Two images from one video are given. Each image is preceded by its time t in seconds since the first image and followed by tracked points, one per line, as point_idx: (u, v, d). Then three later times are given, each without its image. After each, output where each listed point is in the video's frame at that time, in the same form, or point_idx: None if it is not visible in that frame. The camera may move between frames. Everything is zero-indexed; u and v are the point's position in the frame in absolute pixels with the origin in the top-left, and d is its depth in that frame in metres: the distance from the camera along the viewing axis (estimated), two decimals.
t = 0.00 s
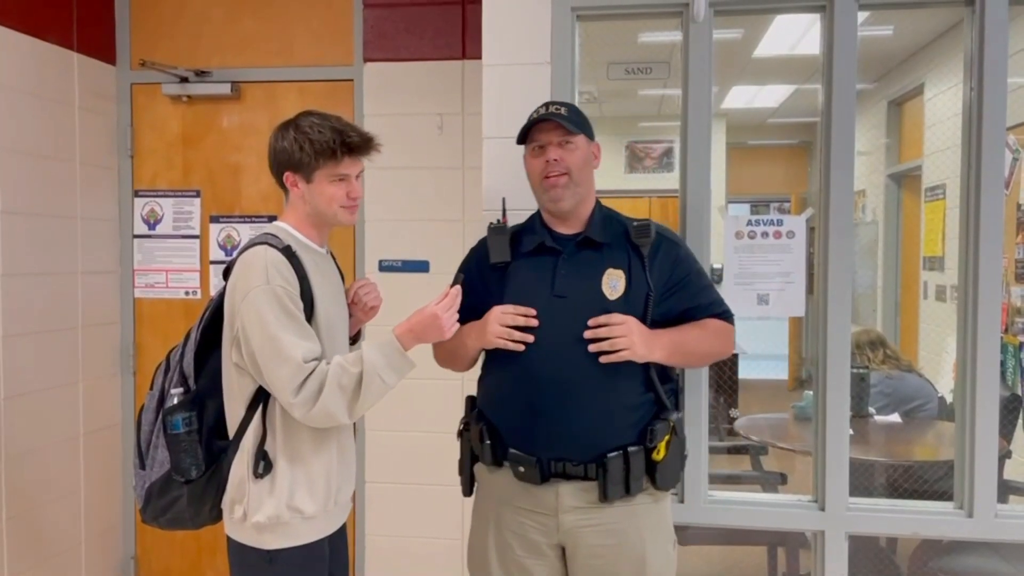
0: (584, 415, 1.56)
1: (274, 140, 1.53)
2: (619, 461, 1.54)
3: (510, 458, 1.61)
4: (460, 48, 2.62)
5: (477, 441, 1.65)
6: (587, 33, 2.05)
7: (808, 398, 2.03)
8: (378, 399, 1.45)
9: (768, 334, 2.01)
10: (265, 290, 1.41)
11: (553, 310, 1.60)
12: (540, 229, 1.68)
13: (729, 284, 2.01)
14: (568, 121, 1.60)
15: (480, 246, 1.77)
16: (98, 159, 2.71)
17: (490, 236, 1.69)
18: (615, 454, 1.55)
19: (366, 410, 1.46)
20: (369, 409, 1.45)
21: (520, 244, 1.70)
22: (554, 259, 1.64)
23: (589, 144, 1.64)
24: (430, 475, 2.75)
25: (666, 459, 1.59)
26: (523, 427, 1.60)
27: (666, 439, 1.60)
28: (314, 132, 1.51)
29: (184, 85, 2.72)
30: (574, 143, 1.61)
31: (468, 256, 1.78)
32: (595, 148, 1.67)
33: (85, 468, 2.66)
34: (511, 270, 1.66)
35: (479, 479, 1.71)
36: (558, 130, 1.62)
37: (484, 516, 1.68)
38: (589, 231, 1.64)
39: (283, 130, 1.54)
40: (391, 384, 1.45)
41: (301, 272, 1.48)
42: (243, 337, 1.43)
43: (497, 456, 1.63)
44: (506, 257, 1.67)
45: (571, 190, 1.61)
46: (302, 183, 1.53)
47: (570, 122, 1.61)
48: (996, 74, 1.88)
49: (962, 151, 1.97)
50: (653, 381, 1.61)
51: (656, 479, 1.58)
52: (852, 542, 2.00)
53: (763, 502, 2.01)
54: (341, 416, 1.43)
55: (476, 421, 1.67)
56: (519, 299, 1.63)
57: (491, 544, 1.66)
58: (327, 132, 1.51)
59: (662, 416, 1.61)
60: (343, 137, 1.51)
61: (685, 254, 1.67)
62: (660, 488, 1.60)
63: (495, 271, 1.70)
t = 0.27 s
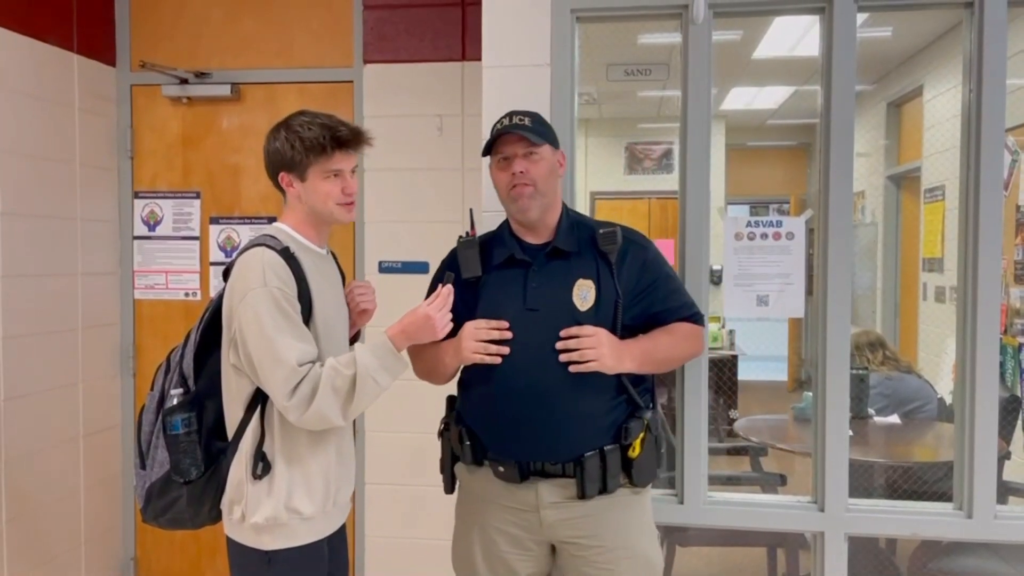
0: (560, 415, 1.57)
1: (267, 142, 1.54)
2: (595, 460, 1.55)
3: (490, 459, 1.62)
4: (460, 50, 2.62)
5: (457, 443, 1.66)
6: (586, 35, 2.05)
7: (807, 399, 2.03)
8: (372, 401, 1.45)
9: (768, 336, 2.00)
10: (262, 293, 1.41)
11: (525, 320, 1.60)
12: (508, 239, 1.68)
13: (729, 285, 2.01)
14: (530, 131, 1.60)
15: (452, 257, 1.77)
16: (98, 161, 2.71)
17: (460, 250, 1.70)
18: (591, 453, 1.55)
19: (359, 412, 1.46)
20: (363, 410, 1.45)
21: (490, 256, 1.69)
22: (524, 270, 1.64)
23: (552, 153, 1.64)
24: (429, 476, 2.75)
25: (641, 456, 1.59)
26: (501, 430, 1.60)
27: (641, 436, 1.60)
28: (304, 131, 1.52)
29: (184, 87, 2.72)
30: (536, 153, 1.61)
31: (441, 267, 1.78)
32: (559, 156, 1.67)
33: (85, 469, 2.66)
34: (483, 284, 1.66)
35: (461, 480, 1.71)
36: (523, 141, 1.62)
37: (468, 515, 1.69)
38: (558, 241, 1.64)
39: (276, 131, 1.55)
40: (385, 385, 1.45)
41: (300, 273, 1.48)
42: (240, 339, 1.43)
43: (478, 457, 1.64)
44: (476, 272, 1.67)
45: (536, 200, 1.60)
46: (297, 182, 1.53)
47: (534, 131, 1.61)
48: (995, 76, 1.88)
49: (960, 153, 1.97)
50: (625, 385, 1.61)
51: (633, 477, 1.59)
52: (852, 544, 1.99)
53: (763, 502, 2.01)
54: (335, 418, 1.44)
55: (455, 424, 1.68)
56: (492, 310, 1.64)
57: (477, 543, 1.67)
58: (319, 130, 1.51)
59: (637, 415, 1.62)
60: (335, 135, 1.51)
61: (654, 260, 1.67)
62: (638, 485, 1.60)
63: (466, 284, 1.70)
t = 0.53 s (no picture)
0: (552, 417, 1.56)
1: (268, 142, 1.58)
2: (589, 464, 1.54)
3: (485, 461, 1.62)
4: (460, 52, 2.62)
5: (453, 444, 1.67)
6: (586, 37, 2.06)
7: (807, 401, 2.03)
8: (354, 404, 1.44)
9: (767, 338, 2.00)
10: (249, 294, 1.41)
11: (515, 317, 1.61)
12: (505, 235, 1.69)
13: (729, 286, 2.01)
14: (493, 137, 1.61)
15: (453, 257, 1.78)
16: (98, 162, 2.71)
17: (460, 247, 1.70)
18: (585, 457, 1.55)
19: (340, 415, 1.44)
20: (343, 414, 1.44)
21: (488, 252, 1.71)
22: (518, 267, 1.65)
23: (527, 151, 1.62)
24: (430, 478, 2.75)
25: (638, 461, 1.57)
26: (495, 431, 1.61)
27: (639, 440, 1.58)
28: (295, 131, 1.54)
29: (183, 88, 2.72)
30: (503, 157, 1.61)
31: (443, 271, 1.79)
32: (539, 153, 1.63)
33: (85, 470, 2.66)
34: (478, 280, 1.68)
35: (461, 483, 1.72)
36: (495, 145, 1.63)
37: (464, 517, 1.70)
38: (551, 238, 1.64)
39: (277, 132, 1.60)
40: (365, 390, 1.43)
41: (293, 276, 1.48)
42: (230, 340, 1.44)
43: (474, 458, 1.65)
44: (472, 268, 1.68)
45: (507, 203, 1.62)
46: (285, 182, 1.55)
47: (501, 135, 1.61)
48: (995, 78, 1.88)
49: (959, 154, 1.97)
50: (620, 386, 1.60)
51: (630, 481, 1.57)
52: (852, 545, 1.99)
53: (762, 504, 2.00)
54: (314, 424, 1.43)
55: (451, 424, 1.69)
56: (485, 308, 1.65)
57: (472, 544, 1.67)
58: (302, 129, 1.53)
59: (634, 419, 1.60)
60: (315, 134, 1.52)
61: (650, 258, 1.65)
62: (635, 489, 1.58)
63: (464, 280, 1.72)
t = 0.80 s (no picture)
0: (570, 419, 1.56)
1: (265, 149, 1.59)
2: (606, 467, 1.52)
3: (502, 462, 1.63)
4: (460, 53, 2.62)
5: (471, 445, 1.69)
6: (585, 39, 2.06)
7: (806, 402, 2.03)
8: (359, 408, 1.44)
9: (768, 341, 2.00)
10: (254, 294, 1.41)
11: (535, 318, 1.61)
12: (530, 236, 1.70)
13: (727, 288, 2.01)
14: (506, 146, 1.60)
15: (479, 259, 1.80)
16: (97, 164, 2.71)
17: (484, 246, 1.73)
18: (603, 460, 1.53)
19: (346, 418, 1.45)
20: (349, 417, 1.44)
21: (512, 251, 1.72)
22: (540, 267, 1.65)
23: (544, 156, 1.60)
24: (429, 479, 2.75)
25: (657, 466, 1.55)
26: (511, 432, 1.61)
27: (659, 445, 1.56)
28: (286, 134, 1.54)
29: (183, 90, 2.72)
30: (518, 165, 1.60)
31: (468, 273, 1.80)
32: (555, 156, 1.61)
33: (84, 472, 2.66)
34: (500, 279, 1.68)
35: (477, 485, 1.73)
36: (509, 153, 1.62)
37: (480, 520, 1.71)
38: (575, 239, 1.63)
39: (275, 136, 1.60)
40: (373, 394, 1.43)
41: (295, 277, 1.48)
42: (233, 340, 1.44)
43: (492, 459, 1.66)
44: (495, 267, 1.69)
45: (528, 210, 1.62)
46: (282, 184, 1.55)
47: (515, 143, 1.60)
48: (994, 80, 1.88)
49: (959, 156, 1.97)
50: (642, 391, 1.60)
51: (648, 487, 1.55)
52: (851, 547, 1.99)
53: (762, 506, 2.00)
54: (320, 425, 1.43)
55: (473, 426, 1.71)
56: (506, 309, 1.65)
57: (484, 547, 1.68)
58: (294, 131, 1.52)
59: (653, 423, 1.59)
60: (309, 135, 1.52)
61: (675, 261, 1.63)
62: (653, 496, 1.56)
63: (488, 281, 1.74)
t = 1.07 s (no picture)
0: (605, 427, 1.56)
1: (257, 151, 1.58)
2: (641, 474, 1.54)
3: (533, 469, 1.63)
4: (460, 55, 2.63)
5: (502, 451, 1.69)
6: (585, 41, 2.06)
7: (806, 404, 2.03)
8: (364, 410, 1.44)
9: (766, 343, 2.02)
10: (255, 295, 1.41)
11: (568, 326, 1.62)
12: (560, 244, 1.71)
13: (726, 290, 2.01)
14: (536, 151, 1.63)
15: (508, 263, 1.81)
16: (97, 166, 2.71)
17: (515, 252, 1.75)
18: (638, 467, 1.54)
19: (350, 420, 1.44)
20: (353, 419, 1.44)
21: (542, 258, 1.73)
22: (571, 275, 1.66)
23: (571, 160, 1.62)
24: (429, 480, 2.75)
25: (691, 472, 1.57)
26: (543, 438, 1.61)
27: (692, 452, 1.58)
28: (280, 135, 1.54)
29: (183, 92, 2.73)
30: (547, 170, 1.62)
31: (497, 278, 1.81)
32: (584, 161, 1.63)
33: (83, 474, 2.66)
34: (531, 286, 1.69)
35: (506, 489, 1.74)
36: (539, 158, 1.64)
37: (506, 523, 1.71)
38: (605, 248, 1.64)
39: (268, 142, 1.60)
40: (377, 396, 1.43)
41: (295, 278, 1.48)
42: (235, 342, 1.44)
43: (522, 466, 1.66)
44: (526, 274, 1.70)
45: (556, 215, 1.64)
46: (279, 186, 1.55)
47: (543, 148, 1.62)
48: (994, 82, 1.88)
49: (959, 158, 1.97)
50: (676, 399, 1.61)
51: (682, 493, 1.57)
52: (851, 549, 1.99)
53: (762, 508, 2.01)
54: (325, 426, 1.42)
55: (502, 433, 1.71)
56: (538, 316, 1.65)
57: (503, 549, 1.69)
58: (288, 132, 1.53)
59: (687, 430, 1.60)
60: (304, 135, 1.52)
61: (708, 270, 1.63)
62: (686, 501, 1.57)
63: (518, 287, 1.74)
